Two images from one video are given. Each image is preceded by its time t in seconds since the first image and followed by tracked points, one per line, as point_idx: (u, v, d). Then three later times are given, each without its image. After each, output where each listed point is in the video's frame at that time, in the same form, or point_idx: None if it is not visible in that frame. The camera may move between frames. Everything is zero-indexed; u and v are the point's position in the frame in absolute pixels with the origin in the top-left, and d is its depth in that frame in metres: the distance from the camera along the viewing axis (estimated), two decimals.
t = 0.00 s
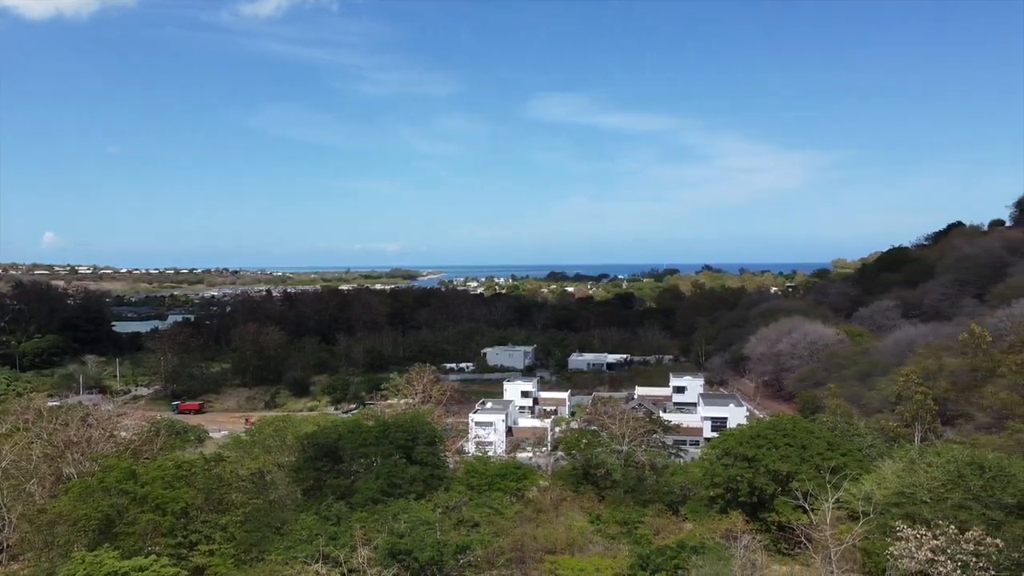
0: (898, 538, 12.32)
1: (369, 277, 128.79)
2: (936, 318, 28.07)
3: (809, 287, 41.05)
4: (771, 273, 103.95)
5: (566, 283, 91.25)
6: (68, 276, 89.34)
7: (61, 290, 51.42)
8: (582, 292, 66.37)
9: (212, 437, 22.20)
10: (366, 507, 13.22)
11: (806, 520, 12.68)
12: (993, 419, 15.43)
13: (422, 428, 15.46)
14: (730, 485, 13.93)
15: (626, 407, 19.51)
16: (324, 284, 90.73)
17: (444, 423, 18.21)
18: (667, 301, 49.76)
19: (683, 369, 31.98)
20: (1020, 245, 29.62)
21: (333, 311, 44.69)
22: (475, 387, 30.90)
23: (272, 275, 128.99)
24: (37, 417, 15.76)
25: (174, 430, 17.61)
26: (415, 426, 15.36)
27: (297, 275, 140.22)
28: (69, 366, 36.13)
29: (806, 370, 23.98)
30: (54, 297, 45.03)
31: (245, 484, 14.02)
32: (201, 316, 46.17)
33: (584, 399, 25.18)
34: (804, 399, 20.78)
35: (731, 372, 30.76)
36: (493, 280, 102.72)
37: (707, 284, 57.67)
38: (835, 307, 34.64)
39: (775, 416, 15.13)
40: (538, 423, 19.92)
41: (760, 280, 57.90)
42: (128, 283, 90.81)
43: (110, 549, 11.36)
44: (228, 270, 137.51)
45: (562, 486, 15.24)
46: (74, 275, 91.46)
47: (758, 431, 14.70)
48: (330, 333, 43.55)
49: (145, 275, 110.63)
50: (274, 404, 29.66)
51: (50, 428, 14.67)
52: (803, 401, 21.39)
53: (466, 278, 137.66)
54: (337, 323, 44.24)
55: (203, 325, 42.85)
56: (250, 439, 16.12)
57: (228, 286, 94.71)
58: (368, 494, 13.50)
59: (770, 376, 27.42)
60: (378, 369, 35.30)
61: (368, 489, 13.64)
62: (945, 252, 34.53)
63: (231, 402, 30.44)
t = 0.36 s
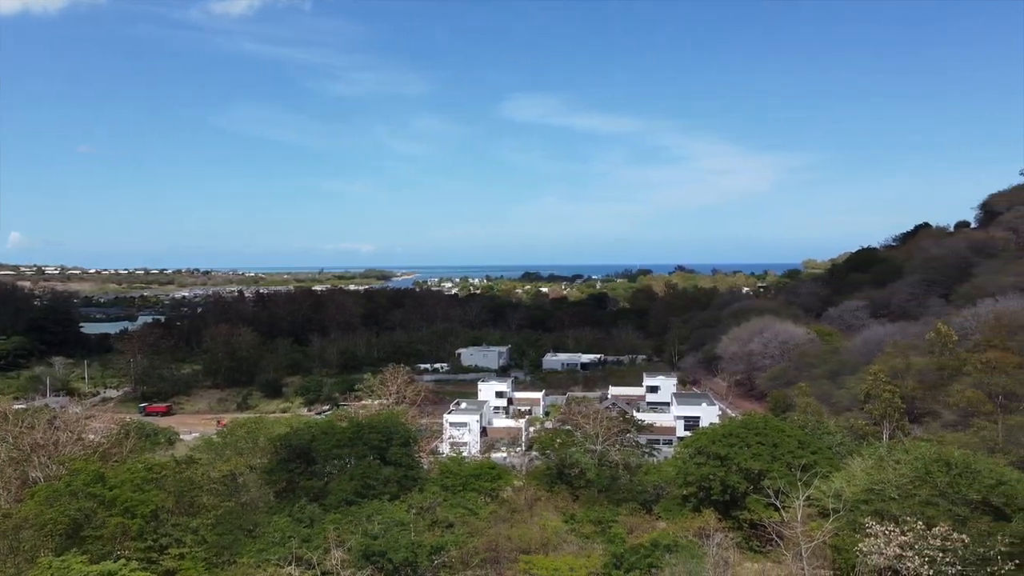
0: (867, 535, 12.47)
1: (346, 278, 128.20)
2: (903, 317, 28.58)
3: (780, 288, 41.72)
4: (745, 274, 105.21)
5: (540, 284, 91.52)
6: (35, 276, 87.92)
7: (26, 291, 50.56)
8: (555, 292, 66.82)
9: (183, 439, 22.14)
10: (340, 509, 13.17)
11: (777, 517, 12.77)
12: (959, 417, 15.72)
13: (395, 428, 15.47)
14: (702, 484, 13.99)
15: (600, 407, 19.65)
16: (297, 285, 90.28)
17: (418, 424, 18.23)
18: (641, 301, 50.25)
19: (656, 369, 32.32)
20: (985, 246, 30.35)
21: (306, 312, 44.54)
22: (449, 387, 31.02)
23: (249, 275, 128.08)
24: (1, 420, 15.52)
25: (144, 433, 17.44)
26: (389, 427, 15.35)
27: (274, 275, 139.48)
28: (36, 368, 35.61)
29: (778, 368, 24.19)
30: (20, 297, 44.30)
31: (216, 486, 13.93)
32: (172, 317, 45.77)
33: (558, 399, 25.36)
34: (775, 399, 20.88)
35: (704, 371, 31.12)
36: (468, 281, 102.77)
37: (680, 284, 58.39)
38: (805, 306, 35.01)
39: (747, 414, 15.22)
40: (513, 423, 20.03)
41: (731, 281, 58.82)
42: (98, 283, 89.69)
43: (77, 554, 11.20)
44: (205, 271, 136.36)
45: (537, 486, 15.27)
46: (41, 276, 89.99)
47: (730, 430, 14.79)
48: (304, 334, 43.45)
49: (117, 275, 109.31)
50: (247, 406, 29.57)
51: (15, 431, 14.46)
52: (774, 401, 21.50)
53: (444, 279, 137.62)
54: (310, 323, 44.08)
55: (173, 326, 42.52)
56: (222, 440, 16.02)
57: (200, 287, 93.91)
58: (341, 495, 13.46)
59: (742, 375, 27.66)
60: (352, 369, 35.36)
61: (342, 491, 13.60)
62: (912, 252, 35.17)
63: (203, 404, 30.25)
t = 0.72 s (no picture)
0: (836, 531, 12.58)
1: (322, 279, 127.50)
2: (872, 317, 29.05)
3: (751, 288, 42.31)
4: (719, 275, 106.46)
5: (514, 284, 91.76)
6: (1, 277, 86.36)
7: None
8: (529, 292, 67.16)
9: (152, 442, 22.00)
10: (312, 511, 13.11)
11: (748, 515, 12.89)
12: (925, 414, 15.99)
13: (369, 429, 15.44)
14: (675, 482, 14.07)
15: (574, 407, 19.75)
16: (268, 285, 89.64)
17: (392, 425, 18.22)
18: (615, 300, 50.67)
19: (630, 368, 32.59)
20: (949, 247, 31.03)
21: (279, 312, 44.31)
22: (423, 388, 31.06)
23: (226, 275, 127.09)
24: None
25: (112, 436, 17.26)
26: (362, 427, 15.32)
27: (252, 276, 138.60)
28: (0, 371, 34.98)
29: (749, 368, 24.47)
30: None
31: (187, 489, 13.83)
32: (142, 318, 45.28)
33: (532, 399, 25.48)
34: (747, 398, 21.01)
35: (677, 371, 31.41)
36: (443, 281, 102.75)
37: (652, 284, 59.00)
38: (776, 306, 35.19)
39: (719, 413, 15.31)
40: (487, 423, 20.10)
41: (704, 281, 59.52)
42: (66, 284, 88.41)
43: (43, 559, 11.00)
44: (181, 272, 135.09)
45: (510, 486, 15.28)
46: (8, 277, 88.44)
47: (702, 429, 14.88)
48: (276, 335, 43.24)
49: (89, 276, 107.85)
50: (218, 408, 29.42)
51: None
52: (745, 400, 21.59)
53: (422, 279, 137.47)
54: (283, 324, 43.83)
55: (143, 327, 42.09)
56: (192, 443, 15.88)
57: (173, 287, 92.93)
58: (314, 497, 13.40)
59: (714, 374, 27.91)
60: (325, 370, 35.33)
61: (315, 492, 13.54)
62: (880, 253, 35.79)
63: (173, 406, 29.99)
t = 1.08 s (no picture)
0: (806, 529, 12.69)
1: (298, 279, 126.67)
2: (841, 316, 29.47)
3: (723, 288, 42.78)
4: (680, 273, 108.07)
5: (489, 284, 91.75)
6: None
7: None
8: (502, 292, 67.33)
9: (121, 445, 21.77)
10: (284, 513, 13.03)
11: (720, 513, 13.00)
12: (893, 412, 16.27)
13: (342, 431, 15.39)
14: (648, 481, 14.14)
15: (548, 407, 19.81)
16: (240, 286, 88.89)
17: (365, 426, 18.20)
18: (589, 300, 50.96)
19: (603, 368, 32.81)
20: (916, 248, 31.60)
21: (250, 313, 43.99)
22: (396, 389, 31.03)
23: (202, 276, 126.00)
24: None
25: (79, 439, 17.04)
26: (335, 429, 15.28)
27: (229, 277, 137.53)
28: None
29: (721, 368, 24.77)
30: None
31: (156, 493, 13.68)
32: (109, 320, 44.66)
33: (506, 399, 25.57)
34: (719, 397, 21.24)
35: (649, 370, 31.68)
36: (419, 282, 102.59)
37: (625, 284, 59.48)
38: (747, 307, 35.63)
39: (691, 412, 15.39)
40: (461, 424, 20.13)
41: (676, 281, 60.09)
42: (32, 285, 86.99)
43: (5, 565, 10.69)
44: (156, 274, 133.61)
45: (484, 486, 15.29)
46: None
47: (675, 428, 14.96)
48: (248, 337, 42.97)
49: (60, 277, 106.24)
50: (188, 410, 29.19)
51: None
52: (717, 400, 21.80)
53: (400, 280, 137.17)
54: (254, 325, 43.52)
55: (111, 329, 41.56)
56: (161, 446, 15.71)
57: (143, 288, 91.86)
58: (286, 500, 13.32)
59: (687, 373, 28.18)
60: (297, 372, 35.19)
61: (287, 495, 13.46)
62: (849, 253, 36.28)
63: (142, 408, 29.68)
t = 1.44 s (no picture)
0: (779, 527, 12.76)
1: (277, 279, 126.03)
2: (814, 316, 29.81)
3: (697, 288, 43.29)
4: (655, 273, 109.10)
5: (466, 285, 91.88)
6: None
7: None
8: (478, 292, 67.55)
9: (93, 448, 21.61)
10: (258, 516, 12.94)
11: (695, 512, 13.06)
12: (865, 411, 16.53)
13: (317, 432, 15.35)
14: (624, 481, 14.18)
15: (524, 407, 19.89)
16: (213, 286, 88.27)
17: (340, 427, 18.21)
18: (565, 300, 51.23)
19: (579, 369, 33.06)
20: (887, 248, 32.17)
21: (224, 314, 43.74)
22: (372, 390, 31.07)
23: (179, 276, 124.83)
24: None
25: (47, 443, 16.88)
26: (310, 430, 15.23)
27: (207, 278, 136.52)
28: None
29: (696, 367, 25.06)
30: None
31: (127, 496, 13.56)
32: (80, 321, 44.12)
33: (482, 399, 25.77)
34: (694, 397, 21.44)
35: (625, 370, 31.96)
36: (396, 282, 102.39)
37: (601, 284, 59.93)
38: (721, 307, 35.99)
39: (666, 412, 15.46)
40: (437, 424, 20.27)
41: (651, 280, 60.65)
42: None
43: None
44: (133, 274, 132.25)
45: (461, 487, 15.28)
46: None
47: (651, 428, 15.03)
48: (222, 338, 42.77)
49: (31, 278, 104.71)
50: (161, 412, 29.04)
51: None
52: (692, 399, 21.99)
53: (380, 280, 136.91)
54: (228, 326, 43.22)
55: (82, 331, 41.12)
56: (133, 449, 15.55)
57: (116, 289, 90.76)
58: (260, 502, 13.24)
59: (662, 373, 28.37)
60: (272, 373, 35.14)
61: (261, 497, 13.38)
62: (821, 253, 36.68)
63: (114, 411, 29.43)
